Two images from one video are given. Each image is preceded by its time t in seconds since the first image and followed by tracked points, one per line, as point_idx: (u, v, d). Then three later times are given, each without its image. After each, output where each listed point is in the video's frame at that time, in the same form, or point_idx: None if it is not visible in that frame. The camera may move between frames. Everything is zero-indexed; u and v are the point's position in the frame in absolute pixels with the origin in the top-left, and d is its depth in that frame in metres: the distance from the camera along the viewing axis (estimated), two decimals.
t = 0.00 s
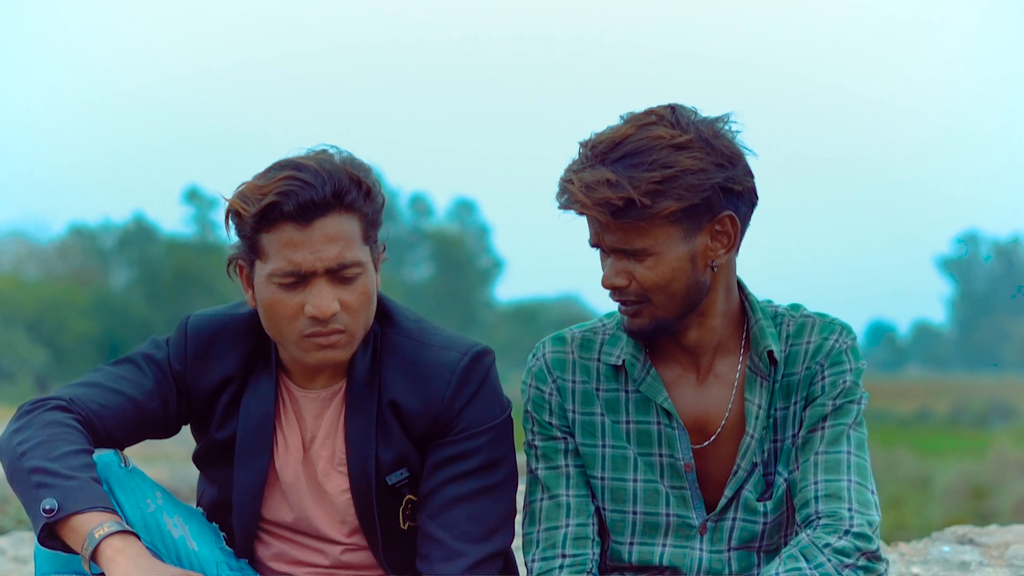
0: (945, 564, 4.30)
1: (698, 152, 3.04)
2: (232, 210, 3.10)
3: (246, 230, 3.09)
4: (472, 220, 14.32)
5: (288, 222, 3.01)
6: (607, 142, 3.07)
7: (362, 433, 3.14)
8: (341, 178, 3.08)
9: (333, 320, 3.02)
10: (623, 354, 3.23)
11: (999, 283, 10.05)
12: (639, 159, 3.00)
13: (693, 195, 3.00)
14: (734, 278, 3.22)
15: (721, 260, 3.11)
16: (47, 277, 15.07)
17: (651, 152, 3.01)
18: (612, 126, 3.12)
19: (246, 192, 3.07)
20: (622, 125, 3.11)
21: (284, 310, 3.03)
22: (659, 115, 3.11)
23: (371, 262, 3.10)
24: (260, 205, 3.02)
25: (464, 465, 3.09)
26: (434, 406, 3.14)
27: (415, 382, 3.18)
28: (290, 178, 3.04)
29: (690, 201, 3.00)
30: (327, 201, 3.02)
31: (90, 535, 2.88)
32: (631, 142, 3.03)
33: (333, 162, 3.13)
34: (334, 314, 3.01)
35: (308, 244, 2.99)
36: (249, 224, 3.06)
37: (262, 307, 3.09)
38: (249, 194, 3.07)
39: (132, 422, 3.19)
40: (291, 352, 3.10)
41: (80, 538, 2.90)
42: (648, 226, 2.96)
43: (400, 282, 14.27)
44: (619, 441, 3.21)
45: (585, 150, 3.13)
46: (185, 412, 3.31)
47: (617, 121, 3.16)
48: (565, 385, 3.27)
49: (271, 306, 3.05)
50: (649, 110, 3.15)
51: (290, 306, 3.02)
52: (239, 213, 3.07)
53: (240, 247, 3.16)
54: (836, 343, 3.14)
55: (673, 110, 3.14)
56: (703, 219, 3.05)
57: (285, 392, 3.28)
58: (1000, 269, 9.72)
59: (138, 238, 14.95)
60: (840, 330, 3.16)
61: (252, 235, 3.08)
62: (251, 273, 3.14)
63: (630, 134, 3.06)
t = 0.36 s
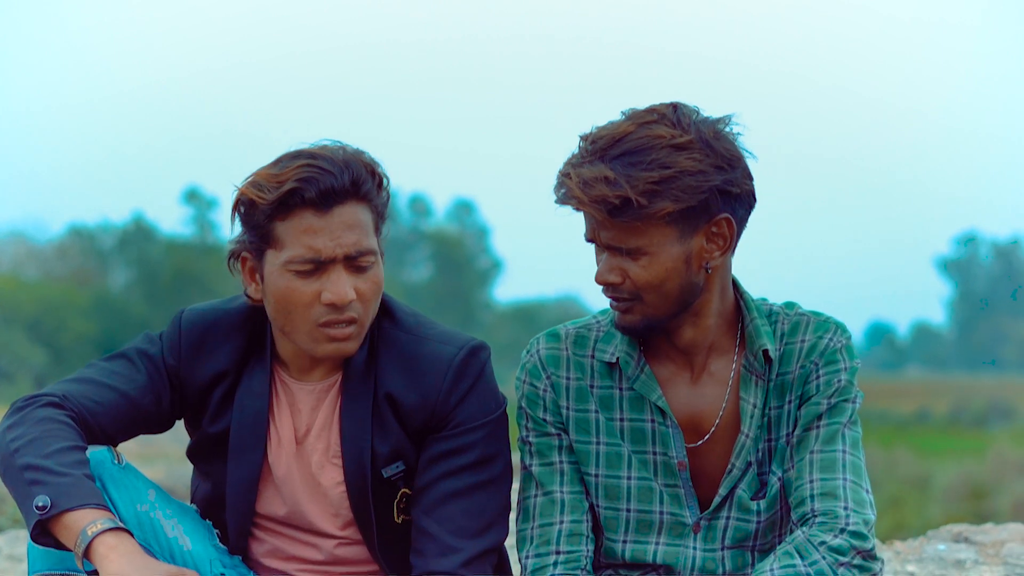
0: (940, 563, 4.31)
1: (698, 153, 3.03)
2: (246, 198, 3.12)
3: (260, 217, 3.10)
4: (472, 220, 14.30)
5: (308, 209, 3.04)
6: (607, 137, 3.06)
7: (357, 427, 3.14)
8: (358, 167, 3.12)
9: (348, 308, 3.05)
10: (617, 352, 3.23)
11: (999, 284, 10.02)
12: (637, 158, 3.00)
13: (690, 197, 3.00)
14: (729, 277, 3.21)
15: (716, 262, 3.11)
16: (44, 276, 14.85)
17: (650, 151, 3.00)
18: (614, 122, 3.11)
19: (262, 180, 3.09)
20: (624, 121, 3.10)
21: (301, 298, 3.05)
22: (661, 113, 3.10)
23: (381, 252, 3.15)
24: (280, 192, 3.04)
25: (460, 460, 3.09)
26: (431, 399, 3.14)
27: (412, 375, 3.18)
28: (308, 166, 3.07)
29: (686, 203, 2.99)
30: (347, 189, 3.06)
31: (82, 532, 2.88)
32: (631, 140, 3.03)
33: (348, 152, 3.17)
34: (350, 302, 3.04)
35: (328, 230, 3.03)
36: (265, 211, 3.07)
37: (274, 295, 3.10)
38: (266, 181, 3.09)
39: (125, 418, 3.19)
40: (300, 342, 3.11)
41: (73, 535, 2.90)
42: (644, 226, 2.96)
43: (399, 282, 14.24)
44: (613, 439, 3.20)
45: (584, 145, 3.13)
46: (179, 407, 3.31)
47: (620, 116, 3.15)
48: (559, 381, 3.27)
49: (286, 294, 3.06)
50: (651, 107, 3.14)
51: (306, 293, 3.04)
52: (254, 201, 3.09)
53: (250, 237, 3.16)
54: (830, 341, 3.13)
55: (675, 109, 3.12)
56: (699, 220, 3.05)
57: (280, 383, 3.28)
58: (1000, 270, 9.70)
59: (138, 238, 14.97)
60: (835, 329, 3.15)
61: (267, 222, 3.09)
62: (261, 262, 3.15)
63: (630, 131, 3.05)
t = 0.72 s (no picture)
0: (938, 558, 4.31)
1: (700, 153, 3.02)
2: (246, 198, 3.10)
3: (262, 216, 3.09)
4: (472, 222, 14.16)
5: (311, 203, 3.04)
6: (609, 134, 3.05)
7: (356, 421, 3.14)
8: (357, 160, 3.12)
9: (358, 301, 3.05)
10: (615, 348, 3.21)
11: (999, 284, 10.00)
12: (639, 156, 2.99)
13: (691, 198, 2.99)
14: (727, 273, 3.21)
15: (715, 262, 3.10)
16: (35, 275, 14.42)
17: (653, 150, 2.99)
18: (617, 119, 3.10)
19: (261, 179, 3.08)
20: (628, 118, 3.09)
21: (310, 294, 3.04)
22: (664, 111, 3.09)
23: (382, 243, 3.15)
24: (282, 189, 3.03)
25: (459, 455, 3.09)
26: (431, 394, 3.13)
27: (412, 370, 3.18)
28: (308, 160, 3.07)
29: (687, 203, 2.99)
30: (348, 181, 3.06)
31: (79, 527, 2.87)
32: (633, 138, 3.02)
33: (345, 144, 3.17)
34: (359, 294, 3.04)
35: (333, 224, 3.03)
36: (268, 208, 3.06)
37: (282, 293, 3.09)
38: (266, 178, 3.08)
39: (122, 412, 3.19)
40: (312, 338, 3.10)
41: (70, 530, 2.89)
42: (644, 225, 2.95)
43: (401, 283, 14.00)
44: (611, 434, 3.20)
45: (586, 141, 3.11)
46: (176, 401, 3.30)
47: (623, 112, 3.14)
48: (556, 376, 3.27)
49: (295, 291, 3.06)
50: (653, 104, 3.13)
51: (316, 289, 3.04)
52: (254, 200, 3.08)
53: (252, 237, 3.15)
54: (828, 338, 3.13)
55: (678, 107, 3.12)
56: (699, 221, 3.04)
57: (279, 377, 3.27)
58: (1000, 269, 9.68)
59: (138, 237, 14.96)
60: (833, 325, 3.15)
61: (270, 220, 3.08)
62: (266, 260, 3.14)
63: (633, 129, 3.04)
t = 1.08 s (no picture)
0: (937, 558, 4.30)
1: (704, 152, 3.02)
2: (253, 192, 3.09)
3: (268, 211, 3.08)
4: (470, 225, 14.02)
5: (319, 200, 3.03)
6: (611, 134, 3.05)
7: (356, 421, 3.13)
8: (365, 158, 3.12)
9: (360, 300, 3.04)
10: (613, 349, 3.21)
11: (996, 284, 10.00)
12: (643, 155, 2.99)
13: (695, 197, 2.99)
14: (727, 274, 3.20)
15: (717, 261, 3.10)
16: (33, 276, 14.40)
17: (656, 149, 2.99)
18: (619, 118, 3.10)
19: (269, 173, 3.07)
20: (629, 118, 3.09)
21: (312, 291, 3.04)
22: (665, 110, 3.09)
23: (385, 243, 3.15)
24: (290, 183, 3.03)
25: (458, 456, 3.08)
26: (430, 394, 3.13)
27: (411, 370, 3.17)
28: (317, 156, 3.06)
29: (692, 203, 2.98)
30: (356, 179, 3.06)
31: (77, 527, 2.86)
32: (637, 137, 3.01)
33: (354, 142, 3.16)
34: (362, 294, 3.04)
35: (339, 221, 3.03)
36: (275, 203, 3.05)
37: (284, 288, 3.08)
38: (274, 172, 3.07)
39: (120, 411, 3.18)
40: (311, 335, 3.09)
41: (68, 530, 2.88)
42: (648, 224, 2.95)
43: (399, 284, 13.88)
44: (610, 435, 3.19)
45: (587, 141, 3.11)
46: (175, 401, 3.29)
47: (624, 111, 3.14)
48: (555, 376, 3.26)
49: (297, 288, 3.05)
50: (654, 103, 3.13)
51: (319, 286, 3.03)
52: (261, 194, 3.07)
53: (256, 231, 3.14)
54: (827, 337, 3.12)
55: (679, 105, 3.11)
56: (702, 220, 3.04)
57: (278, 377, 3.26)
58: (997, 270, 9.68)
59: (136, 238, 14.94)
60: (831, 324, 3.14)
61: (276, 215, 3.07)
62: (269, 255, 3.13)
63: (636, 128, 3.03)
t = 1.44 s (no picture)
0: (938, 558, 4.31)
1: (729, 138, 3.05)
2: (259, 189, 3.10)
3: (274, 207, 3.09)
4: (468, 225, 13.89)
5: (325, 197, 3.04)
6: (637, 126, 3.03)
7: (358, 420, 3.13)
8: (372, 156, 3.13)
9: (365, 298, 3.05)
10: (612, 349, 3.21)
11: (996, 283, 9.99)
12: (678, 145, 2.98)
13: (731, 180, 3.02)
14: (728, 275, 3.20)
15: (740, 246, 3.13)
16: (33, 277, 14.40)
17: (690, 137, 2.99)
18: (635, 113, 3.08)
19: (276, 170, 3.09)
20: (647, 111, 3.07)
21: (317, 288, 3.04)
22: (683, 101, 3.09)
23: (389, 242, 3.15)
24: (297, 180, 3.04)
25: (460, 455, 3.09)
26: (432, 393, 3.13)
27: (413, 369, 3.18)
28: (324, 154, 3.07)
29: (729, 187, 3.01)
30: (362, 177, 3.07)
31: (80, 526, 2.86)
32: (666, 128, 3.01)
33: (360, 141, 3.17)
34: (366, 291, 3.04)
35: (345, 219, 3.03)
36: (281, 200, 3.06)
37: (289, 286, 3.08)
38: (281, 169, 3.08)
39: (123, 411, 3.18)
40: (314, 333, 3.09)
41: (71, 529, 2.88)
42: (692, 213, 2.94)
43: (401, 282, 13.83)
44: (609, 434, 3.19)
45: (605, 138, 3.07)
46: (177, 400, 3.29)
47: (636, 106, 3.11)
48: (554, 376, 3.26)
49: (302, 285, 3.05)
50: (664, 97, 3.13)
51: (324, 283, 3.03)
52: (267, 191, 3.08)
53: (261, 228, 3.15)
54: (825, 337, 3.13)
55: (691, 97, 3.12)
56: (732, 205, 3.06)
57: (281, 377, 3.27)
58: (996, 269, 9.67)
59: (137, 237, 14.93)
60: (830, 324, 3.15)
61: (282, 211, 3.08)
62: (274, 252, 3.13)
63: (661, 120, 3.02)
